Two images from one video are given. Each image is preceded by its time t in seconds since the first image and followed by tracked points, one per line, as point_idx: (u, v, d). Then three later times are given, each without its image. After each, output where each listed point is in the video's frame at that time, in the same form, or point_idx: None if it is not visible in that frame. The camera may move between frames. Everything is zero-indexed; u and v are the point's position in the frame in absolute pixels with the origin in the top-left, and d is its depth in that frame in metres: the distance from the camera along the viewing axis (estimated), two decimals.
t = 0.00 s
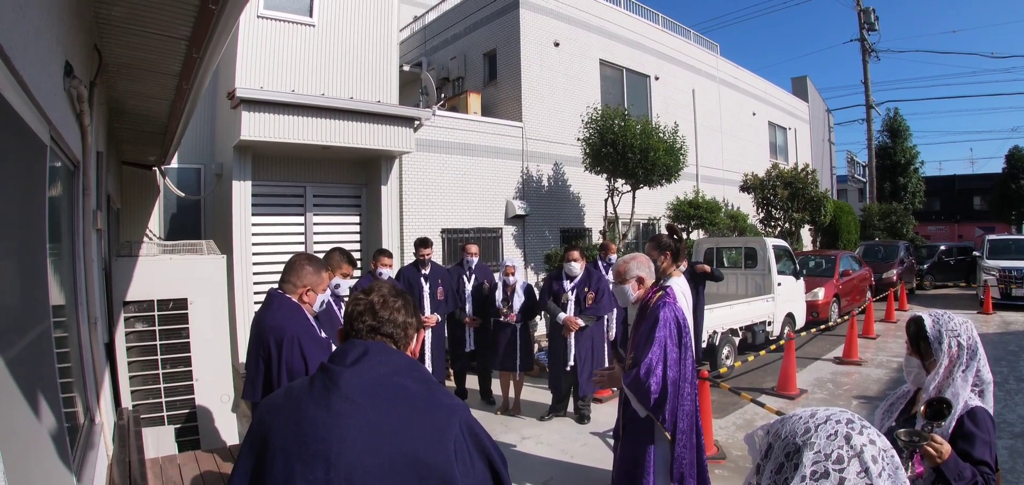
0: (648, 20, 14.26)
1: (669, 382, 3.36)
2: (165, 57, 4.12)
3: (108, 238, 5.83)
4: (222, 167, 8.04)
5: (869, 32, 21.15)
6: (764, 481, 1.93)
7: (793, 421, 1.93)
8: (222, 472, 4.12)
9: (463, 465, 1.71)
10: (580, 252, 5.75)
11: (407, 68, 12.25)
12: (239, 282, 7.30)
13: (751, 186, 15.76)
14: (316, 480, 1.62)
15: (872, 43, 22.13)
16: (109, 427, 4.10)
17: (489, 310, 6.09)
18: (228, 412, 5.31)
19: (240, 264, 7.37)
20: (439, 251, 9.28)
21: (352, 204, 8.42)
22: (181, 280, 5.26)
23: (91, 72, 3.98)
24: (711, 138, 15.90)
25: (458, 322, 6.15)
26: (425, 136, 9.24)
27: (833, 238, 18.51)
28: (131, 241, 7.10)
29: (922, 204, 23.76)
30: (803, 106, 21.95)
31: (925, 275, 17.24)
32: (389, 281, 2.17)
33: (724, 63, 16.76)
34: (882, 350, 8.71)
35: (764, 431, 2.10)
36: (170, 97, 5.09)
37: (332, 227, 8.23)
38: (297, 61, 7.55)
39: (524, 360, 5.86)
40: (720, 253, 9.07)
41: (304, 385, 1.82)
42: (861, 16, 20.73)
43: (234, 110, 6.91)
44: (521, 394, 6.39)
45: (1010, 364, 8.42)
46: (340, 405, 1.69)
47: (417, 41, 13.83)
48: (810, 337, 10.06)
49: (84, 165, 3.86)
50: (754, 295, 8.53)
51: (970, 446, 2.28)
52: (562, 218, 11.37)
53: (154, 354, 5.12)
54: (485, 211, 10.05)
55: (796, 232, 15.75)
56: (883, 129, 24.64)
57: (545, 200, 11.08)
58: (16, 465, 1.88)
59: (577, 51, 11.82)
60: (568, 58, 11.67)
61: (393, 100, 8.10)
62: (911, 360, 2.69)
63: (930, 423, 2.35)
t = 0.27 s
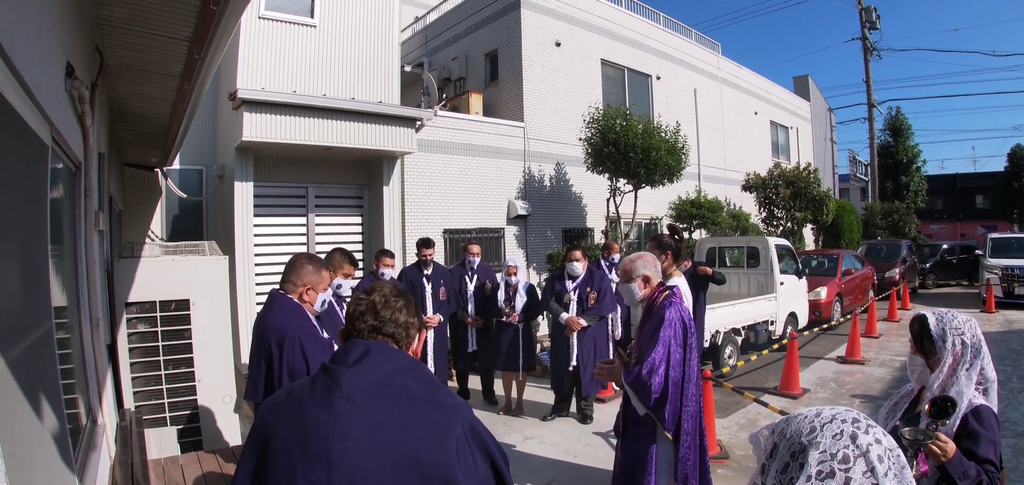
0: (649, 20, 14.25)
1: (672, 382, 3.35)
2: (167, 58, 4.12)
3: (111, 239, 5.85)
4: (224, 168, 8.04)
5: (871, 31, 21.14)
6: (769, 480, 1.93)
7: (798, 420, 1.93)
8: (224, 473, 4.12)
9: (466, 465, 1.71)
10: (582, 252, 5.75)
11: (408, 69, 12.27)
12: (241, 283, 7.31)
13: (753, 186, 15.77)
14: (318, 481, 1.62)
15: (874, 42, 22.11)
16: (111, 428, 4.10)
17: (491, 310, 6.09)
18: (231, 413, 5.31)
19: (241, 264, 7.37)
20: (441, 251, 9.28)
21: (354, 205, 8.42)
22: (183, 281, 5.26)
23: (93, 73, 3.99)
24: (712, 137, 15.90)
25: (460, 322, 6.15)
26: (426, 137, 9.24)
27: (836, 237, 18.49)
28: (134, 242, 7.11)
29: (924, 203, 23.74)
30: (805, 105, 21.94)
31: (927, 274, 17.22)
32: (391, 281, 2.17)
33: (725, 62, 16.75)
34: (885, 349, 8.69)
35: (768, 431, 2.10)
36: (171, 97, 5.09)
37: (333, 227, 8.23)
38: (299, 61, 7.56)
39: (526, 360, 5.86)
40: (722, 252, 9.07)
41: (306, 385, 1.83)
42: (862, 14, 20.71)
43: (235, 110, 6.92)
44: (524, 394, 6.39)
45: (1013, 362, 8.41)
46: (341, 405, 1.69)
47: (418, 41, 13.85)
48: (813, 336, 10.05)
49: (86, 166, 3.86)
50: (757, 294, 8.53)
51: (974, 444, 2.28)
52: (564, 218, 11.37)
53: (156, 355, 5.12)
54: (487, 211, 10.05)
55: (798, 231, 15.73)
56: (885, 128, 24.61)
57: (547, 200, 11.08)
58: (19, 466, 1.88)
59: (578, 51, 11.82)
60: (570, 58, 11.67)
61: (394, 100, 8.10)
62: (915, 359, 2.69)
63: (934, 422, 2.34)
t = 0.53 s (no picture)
0: (649, 18, 14.24)
1: (672, 380, 3.36)
2: (167, 60, 4.12)
3: (112, 241, 5.85)
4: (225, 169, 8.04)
5: (871, 28, 21.12)
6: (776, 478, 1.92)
7: (804, 417, 1.93)
8: (226, 474, 4.12)
9: (468, 464, 1.71)
10: (584, 250, 5.74)
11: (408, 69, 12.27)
12: (243, 285, 7.31)
13: (754, 183, 15.77)
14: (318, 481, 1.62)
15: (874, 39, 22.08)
16: (113, 430, 4.10)
17: (493, 310, 6.09)
18: (233, 415, 5.31)
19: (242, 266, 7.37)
20: (442, 251, 9.28)
21: (355, 205, 8.42)
22: (184, 282, 5.26)
23: (93, 76, 3.99)
24: (713, 135, 15.89)
25: (462, 322, 6.15)
26: (427, 136, 9.24)
27: (837, 234, 18.48)
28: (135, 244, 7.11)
29: (926, 199, 23.72)
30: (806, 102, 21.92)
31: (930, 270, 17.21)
32: (392, 280, 2.17)
33: (725, 60, 16.73)
34: (888, 346, 8.68)
35: (774, 429, 2.10)
36: (171, 99, 5.09)
37: (335, 228, 8.23)
38: (299, 61, 7.56)
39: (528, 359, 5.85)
40: (725, 250, 9.07)
41: (306, 385, 1.83)
42: (863, 11, 20.68)
43: (236, 111, 6.92)
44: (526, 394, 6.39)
45: (1017, 358, 8.39)
46: (342, 404, 1.69)
47: (418, 41, 13.85)
48: (815, 334, 10.04)
49: (86, 168, 3.86)
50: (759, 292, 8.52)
51: (980, 440, 2.28)
52: (565, 217, 11.36)
53: (157, 356, 5.12)
54: (488, 210, 10.05)
55: (799, 229, 15.71)
56: (886, 125, 24.57)
57: (548, 199, 11.07)
58: (19, 469, 1.88)
59: (578, 49, 11.82)
60: (570, 57, 11.66)
61: (395, 100, 8.09)
62: (920, 354, 2.69)
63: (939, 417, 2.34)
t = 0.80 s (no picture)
0: (647, 12, 14.22)
1: (675, 373, 3.35)
2: (162, 55, 4.10)
3: (109, 239, 5.83)
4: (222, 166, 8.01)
5: (869, 21, 21.11)
6: (789, 471, 1.93)
7: (817, 408, 1.92)
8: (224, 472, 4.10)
9: (468, 458, 1.70)
10: (583, 245, 5.73)
11: (405, 65, 12.25)
12: (240, 281, 7.31)
13: (753, 178, 15.78)
14: (315, 477, 1.60)
15: (873, 33, 22.07)
16: (110, 428, 4.08)
17: (492, 305, 6.07)
18: (231, 412, 5.30)
19: (240, 263, 7.35)
20: (440, 246, 9.27)
21: (353, 201, 8.40)
22: (182, 279, 5.25)
23: (87, 71, 3.97)
24: (711, 130, 15.88)
25: (462, 318, 6.13)
26: (424, 132, 9.22)
27: (836, 228, 18.49)
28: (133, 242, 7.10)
29: (925, 193, 23.74)
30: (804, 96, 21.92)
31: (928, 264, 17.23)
32: (389, 273, 2.16)
33: (723, 54, 16.71)
34: (888, 340, 8.68)
35: (784, 421, 2.11)
36: (167, 95, 5.07)
37: (333, 224, 8.22)
38: (296, 57, 7.54)
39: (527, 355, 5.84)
40: (724, 244, 9.08)
41: (303, 380, 1.82)
42: (861, 5, 20.66)
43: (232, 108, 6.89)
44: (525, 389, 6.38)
45: (1017, 351, 8.39)
46: (339, 399, 1.68)
47: (415, 37, 13.82)
48: (815, 328, 10.05)
49: (81, 164, 3.84)
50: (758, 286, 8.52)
51: (987, 433, 2.26)
52: (564, 212, 11.35)
53: (154, 354, 5.10)
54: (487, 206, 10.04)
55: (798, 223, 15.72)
56: (885, 119, 24.57)
57: (547, 194, 11.06)
58: (10, 468, 1.87)
59: (575, 44, 11.80)
60: (567, 51, 11.64)
61: (392, 96, 8.06)
62: (925, 345, 2.67)
63: (946, 410, 2.35)
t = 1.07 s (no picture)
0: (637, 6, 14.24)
1: (667, 365, 3.34)
2: (150, 39, 4.05)
3: (93, 226, 5.76)
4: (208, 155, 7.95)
5: (859, 21, 21.26)
6: (799, 454, 1.96)
7: (828, 390, 1.94)
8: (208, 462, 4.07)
9: (459, 444, 1.68)
10: (570, 237, 5.73)
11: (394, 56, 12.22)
12: (225, 271, 7.27)
13: (741, 174, 15.84)
14: (302, 462, 1.58)
15: (862, 32, 22.23)
16: (94, 418, 4.03)
17: (479, 297, 6.05)
18: (216, 402, 5.26)
19: (225, 253, 7.30)
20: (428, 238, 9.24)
21: (340, 192, 8.35)
22: (166, 268, 5.19)
23: (72, 54, 3.92)
24: (700, 126, 15.95)
25: (449, 309, 6.13)
26: (412, 123, 9.18)
27: (823, 225, 18.62)
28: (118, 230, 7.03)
29: (911, 192, 23.98)
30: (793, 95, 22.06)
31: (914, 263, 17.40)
32: (379, 255, 2.14)
33: (713, 50, 16.77)
34: (874, 335, 8.74)
35: (794, 403, 2.14)
36: (154, 81, 5.01)
37: (319, 214, 8.16)
38: (285, 46, 7.49)
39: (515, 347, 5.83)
40: (711, 239, 9.11)
41: (288, 363, 1.78)
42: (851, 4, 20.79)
43: (219, 96, 6.83)
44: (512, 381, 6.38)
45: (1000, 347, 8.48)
46: (326, 382, 1.65)
47: (404, 28, 13.77)
48: (801, 323, 10.12)
49: (64, 147, 3.78)
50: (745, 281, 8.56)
51: (982, 424, 2.27)
52: (551, 205, 11.34)
53: (138, 344, 5.04)
54: (475, 198, 10.02)
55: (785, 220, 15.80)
56: (873, 118, 24.76)
57: (534, 187, 11.06)
58: None
59: (565, 37, 11.80)
60: (557, 44, 11.64)
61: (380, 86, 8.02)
62: (919, 336, 2.67)
63: (942, 400, 2.34)
